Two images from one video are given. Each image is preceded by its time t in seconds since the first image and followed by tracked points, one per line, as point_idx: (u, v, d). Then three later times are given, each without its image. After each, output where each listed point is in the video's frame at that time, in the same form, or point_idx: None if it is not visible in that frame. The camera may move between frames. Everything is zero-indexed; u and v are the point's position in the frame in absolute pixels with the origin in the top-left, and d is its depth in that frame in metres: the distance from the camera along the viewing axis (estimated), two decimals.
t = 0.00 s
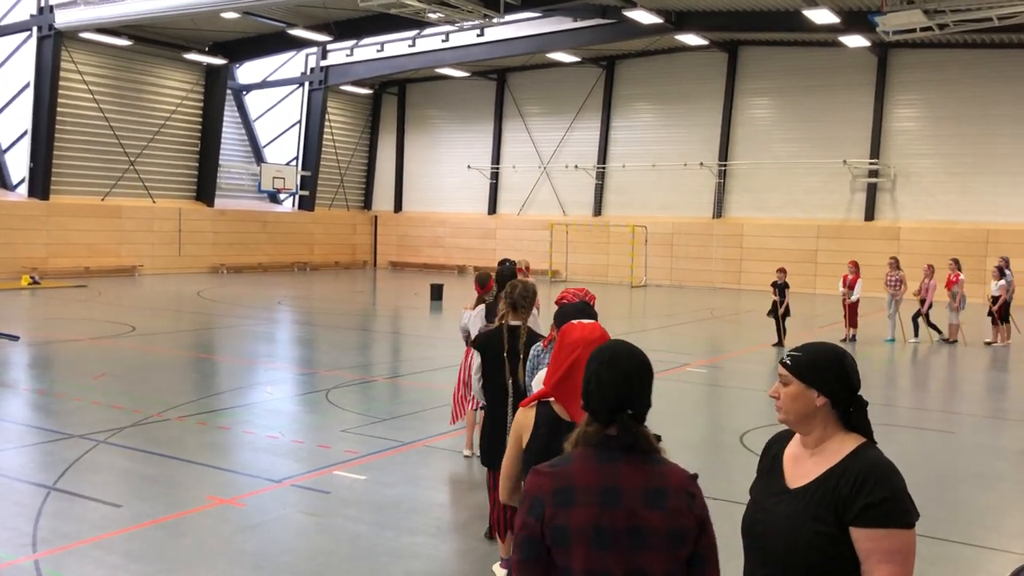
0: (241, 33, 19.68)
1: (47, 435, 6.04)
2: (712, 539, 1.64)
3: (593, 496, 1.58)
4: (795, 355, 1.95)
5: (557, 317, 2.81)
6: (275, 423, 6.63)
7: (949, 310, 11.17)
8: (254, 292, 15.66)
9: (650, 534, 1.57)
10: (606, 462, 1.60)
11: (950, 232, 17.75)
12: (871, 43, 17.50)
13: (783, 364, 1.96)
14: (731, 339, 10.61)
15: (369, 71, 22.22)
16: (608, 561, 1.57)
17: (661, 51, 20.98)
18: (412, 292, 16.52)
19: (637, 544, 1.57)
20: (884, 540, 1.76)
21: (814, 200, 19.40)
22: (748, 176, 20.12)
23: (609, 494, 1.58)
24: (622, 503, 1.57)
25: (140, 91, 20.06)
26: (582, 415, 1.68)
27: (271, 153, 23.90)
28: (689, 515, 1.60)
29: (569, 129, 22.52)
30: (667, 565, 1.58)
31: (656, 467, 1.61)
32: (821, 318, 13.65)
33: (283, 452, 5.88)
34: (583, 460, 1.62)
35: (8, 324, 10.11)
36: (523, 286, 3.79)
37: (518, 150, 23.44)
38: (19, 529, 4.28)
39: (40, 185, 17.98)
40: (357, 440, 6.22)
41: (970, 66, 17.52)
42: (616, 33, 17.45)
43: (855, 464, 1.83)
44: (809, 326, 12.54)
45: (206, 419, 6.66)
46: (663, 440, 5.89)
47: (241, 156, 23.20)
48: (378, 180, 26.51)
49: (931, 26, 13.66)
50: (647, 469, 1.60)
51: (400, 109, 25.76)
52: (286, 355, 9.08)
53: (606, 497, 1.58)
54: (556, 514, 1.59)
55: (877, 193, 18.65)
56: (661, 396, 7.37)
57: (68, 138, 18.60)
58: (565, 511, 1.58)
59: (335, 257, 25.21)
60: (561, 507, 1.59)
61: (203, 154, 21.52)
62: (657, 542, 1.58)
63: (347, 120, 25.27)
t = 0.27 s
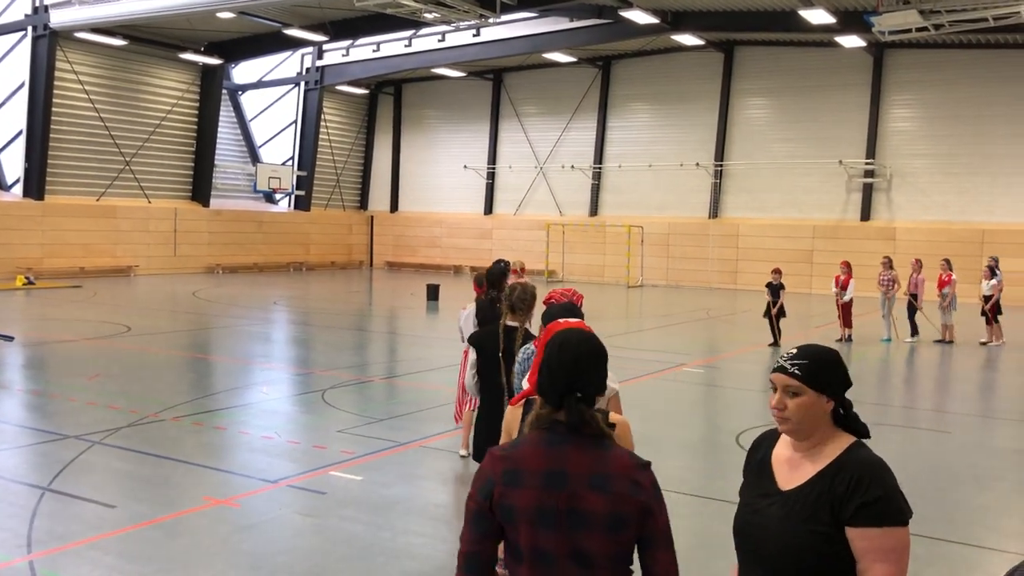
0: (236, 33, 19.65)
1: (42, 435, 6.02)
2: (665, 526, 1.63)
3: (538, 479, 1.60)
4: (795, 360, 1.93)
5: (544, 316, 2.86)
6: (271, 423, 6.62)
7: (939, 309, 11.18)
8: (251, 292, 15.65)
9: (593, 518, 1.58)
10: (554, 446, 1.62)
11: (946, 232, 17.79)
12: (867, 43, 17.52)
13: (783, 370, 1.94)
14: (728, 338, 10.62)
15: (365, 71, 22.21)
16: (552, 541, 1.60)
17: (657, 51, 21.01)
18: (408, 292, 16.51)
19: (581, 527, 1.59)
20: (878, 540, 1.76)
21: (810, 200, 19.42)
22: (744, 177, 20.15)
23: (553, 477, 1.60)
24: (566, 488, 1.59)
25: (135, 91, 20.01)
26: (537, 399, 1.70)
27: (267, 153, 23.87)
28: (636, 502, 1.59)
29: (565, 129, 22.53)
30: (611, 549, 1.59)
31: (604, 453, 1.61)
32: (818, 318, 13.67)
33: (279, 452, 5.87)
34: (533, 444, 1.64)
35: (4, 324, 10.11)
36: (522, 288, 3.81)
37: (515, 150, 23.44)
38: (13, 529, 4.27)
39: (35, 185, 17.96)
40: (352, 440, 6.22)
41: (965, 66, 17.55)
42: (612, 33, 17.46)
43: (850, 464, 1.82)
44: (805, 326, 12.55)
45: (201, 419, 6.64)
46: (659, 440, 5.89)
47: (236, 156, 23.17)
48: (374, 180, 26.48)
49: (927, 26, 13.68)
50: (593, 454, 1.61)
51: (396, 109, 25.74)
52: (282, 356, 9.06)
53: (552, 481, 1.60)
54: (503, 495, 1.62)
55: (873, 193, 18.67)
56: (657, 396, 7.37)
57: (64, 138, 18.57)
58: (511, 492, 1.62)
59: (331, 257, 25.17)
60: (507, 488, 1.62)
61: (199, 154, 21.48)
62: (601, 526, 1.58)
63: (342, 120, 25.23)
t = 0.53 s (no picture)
0: (231, 31, 19.60)
1: (38, 434, 6.01)
2: (635, 517, 1.75)
3: (515, 466, 1.78)
4: (783, 368, 1.91)
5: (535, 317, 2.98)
6: (267, 421, 6.61)
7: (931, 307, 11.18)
8: (247, 291, 15.63)
9: (564, 504, 1.73)
10: (531, 437, 1.79)
11: (942, 230, 17.81)
12: (863, 41, 17.54)
13: (773, 380, 1.91)
14: (724, 337, 10.63)
15: (361, 68, 22.18)
16: (526, 523, 1.76)
17: (653, 49, 21.02)
18: (404, 290, 16.49)
19: (553, 512, 1.74)
20: (875, 540, 1.76)
21: (806, 198, 19.44)
22: (740, 175, 20.16)
23: (527, 465, 1.76)
24: (540, 474, 1.75)
25: (130, 89, 19.96)
26: (521, 396, 1.87)
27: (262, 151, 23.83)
28: (605, 492, 1.72)
29: (561, 127, 22.52)
30: (579, 535, 1.73)
31: (576, 445, 1.76)
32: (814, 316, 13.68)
33: (275, 451, 5.86)
34: (513, 435, 1.81)
35: None
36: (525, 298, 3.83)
37: (511, 148, 23.42)
38: (9, 529, 4.26)
39: (30, 183, 17.92)
40: (349, 439, 6.21)
41: (961, 64, 17.57)
42: (607, 31, 17.48)
43: (844, 467, 1.82)
44: (801, 324, 12.56)
45: (197, 418, 6.63)
46: (655, 438, 5.89)
47: (232, 154, 23.13)
48: (370, 178, 26.44)
49: (922, 24, 13.68)
50: (564, 445, 1.75)
51: (392, 107, 25.71)
52: (278, 354, 9.04)
53: (526, 467, 1.76)
54: (485, 479, 1.80)
55: (869, 191, 18.69)
56: (653, 394, 7.38)
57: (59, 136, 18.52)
58: (491, 477, 1.80)
59: (327, 255, 25.13)
60: (488, 473, 1.80)
61: (195, 152, 21.43)
62: (571, 513, 1.72)
63: (338, 118, 25.18)
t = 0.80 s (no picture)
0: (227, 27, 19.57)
1: (34, 432, 5.99)
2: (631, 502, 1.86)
3: (518, 453, 1.89)
4: (760, 380, 1.80)
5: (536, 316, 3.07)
6: (264, 419, 6.61)
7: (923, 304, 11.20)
8: (244, 288, 15.62)
9: (565, 491, 1.84)
10: (535, 427, 1.89)
11: (938, 226, 17.83)
12: (860, 38, 17.55)
13: (748, 392, 1.81)
14: (721, 333, 10.64)
15: (358, 65, 22.17)
16: (530, 507, 1.88)
17: (649, 46, 21.03)
18: (402, 288, 16.47)
19: (554, 498, 1.85)
20: (871, 560, 1.68)
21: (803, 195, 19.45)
22: (737, 172, 20.17)
23: (530, 453, 1.88)
24: (542, 462, 1.86)
25: (127, 85, 19.92)
26: (526, 389, 1.97)
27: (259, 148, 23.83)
28: (602, 481, 1.83)
29: (559, 124, 22.51)
30: (580, 519, 1.84)
31: (577, 435, 1.86)
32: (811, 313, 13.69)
33: (272, 448, 5.85)
34: (517, 425, 1.92)
35: None
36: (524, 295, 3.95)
37: (508, 145, 23.42)
38: (5, 526, 4.25)
39: (27, 180, 17.89)
40: (346, 435, 6.21)
41: (957, 60, 17.59)
42: (604, 28, 17.50)
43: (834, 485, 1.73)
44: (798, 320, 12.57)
45: (194, 415, 6.62)
46: (653, 435, 5.89)
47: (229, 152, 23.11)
48: (367, 176, 26.43)
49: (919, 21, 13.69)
50: (566, 436, 1.86)
51: (389, 104, 25.69)
52: (275, 351, 9.04)
53: (529, 455, 1.88)
54: (492, 465, 1.93)
55: (866, 188, 18.71)
56: (651, 390, 7.38)
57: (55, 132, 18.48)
58: (496, 463, 1.92)
59: (324, 252, 25.09)
60: (494, 459, 1.93)
61: (192, 149, 21.41)
62: (571, 499, 1.84)
63: (335, 116, 25.16)
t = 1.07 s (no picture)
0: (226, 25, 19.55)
1: (33, 430, 5.99)
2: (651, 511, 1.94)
3: (549, 456, 1.95)
4: (729, 374, 1.61)
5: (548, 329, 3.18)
6: (263, 416, 6.60)
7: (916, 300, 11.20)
8: (243, 285, 15.62)
9: (593, 493, 1.90)
10: (565, 432, 1.96)
11: (938, 223, 17.81)
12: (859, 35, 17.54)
13: (716, 386, 1.62)
14: (721, 331, 10.64)
15: (357, 63, 22.15)
16: (557, 507, 1.93)
17: (648, 43, 21.03)
18: (401, 285, 16.47)
19: (582, 500, 1.91)
20: None
21: (802, 192, 19.44)
22: (736, 169, 20.17)
23: (561, 456, 1.93)
24: (573, 465, 1.92)
25: (125, 83, 19.90)
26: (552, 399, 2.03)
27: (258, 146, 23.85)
28: (626, 484, 1.91)
29: (558, 121, 22.51)
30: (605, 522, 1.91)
31: (606, 442, 1.93)
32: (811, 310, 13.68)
33: (271, 446, 5.85)
34: (547, 431, 1.98)
35: None
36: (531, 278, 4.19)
37: (507, 142, 23.41)
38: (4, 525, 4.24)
39: (25, 177, 17.88)
40: (345, 433, 6.20)
41: (957, 57, 17.58)
42: (603, 25, 17.49)
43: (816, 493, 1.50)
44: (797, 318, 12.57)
45: (193, 413, 6.62)
46: (653, 433, 5.89)
47: (228, 150, 23.10)
48: (366, 173, 26.41)
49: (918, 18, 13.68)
50: (596, 442, 1.93)
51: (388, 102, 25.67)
52: (275, 349, 9.04)
53: (560, 457, 1.93)
54: (522, 467, 1.98)
55: (865, 185, 18.70)
56: (650, 389, 7.38)
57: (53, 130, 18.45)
58: (526, 465, 1.97)
59: (323, 250, 25.06)
60: (524, 461, 1.98)
61: (191, 147, 21.40)
62: (599, 502, 1.90)
63: (334, 113, 25.15)
